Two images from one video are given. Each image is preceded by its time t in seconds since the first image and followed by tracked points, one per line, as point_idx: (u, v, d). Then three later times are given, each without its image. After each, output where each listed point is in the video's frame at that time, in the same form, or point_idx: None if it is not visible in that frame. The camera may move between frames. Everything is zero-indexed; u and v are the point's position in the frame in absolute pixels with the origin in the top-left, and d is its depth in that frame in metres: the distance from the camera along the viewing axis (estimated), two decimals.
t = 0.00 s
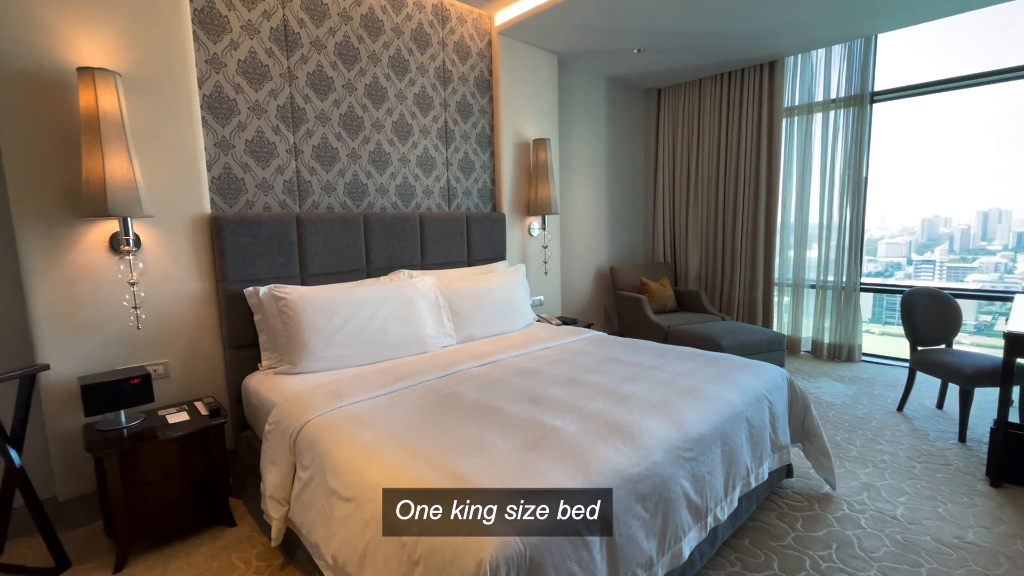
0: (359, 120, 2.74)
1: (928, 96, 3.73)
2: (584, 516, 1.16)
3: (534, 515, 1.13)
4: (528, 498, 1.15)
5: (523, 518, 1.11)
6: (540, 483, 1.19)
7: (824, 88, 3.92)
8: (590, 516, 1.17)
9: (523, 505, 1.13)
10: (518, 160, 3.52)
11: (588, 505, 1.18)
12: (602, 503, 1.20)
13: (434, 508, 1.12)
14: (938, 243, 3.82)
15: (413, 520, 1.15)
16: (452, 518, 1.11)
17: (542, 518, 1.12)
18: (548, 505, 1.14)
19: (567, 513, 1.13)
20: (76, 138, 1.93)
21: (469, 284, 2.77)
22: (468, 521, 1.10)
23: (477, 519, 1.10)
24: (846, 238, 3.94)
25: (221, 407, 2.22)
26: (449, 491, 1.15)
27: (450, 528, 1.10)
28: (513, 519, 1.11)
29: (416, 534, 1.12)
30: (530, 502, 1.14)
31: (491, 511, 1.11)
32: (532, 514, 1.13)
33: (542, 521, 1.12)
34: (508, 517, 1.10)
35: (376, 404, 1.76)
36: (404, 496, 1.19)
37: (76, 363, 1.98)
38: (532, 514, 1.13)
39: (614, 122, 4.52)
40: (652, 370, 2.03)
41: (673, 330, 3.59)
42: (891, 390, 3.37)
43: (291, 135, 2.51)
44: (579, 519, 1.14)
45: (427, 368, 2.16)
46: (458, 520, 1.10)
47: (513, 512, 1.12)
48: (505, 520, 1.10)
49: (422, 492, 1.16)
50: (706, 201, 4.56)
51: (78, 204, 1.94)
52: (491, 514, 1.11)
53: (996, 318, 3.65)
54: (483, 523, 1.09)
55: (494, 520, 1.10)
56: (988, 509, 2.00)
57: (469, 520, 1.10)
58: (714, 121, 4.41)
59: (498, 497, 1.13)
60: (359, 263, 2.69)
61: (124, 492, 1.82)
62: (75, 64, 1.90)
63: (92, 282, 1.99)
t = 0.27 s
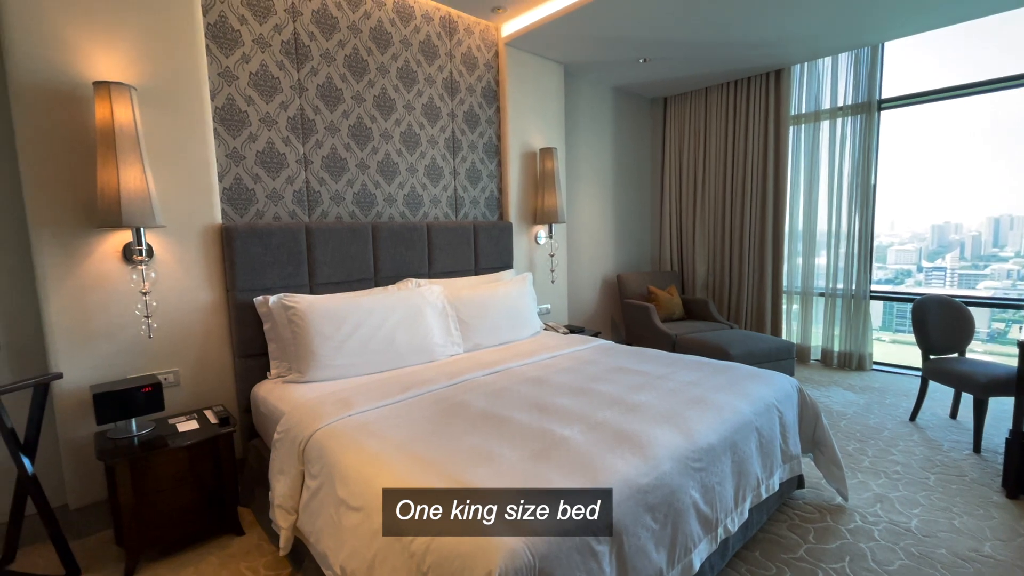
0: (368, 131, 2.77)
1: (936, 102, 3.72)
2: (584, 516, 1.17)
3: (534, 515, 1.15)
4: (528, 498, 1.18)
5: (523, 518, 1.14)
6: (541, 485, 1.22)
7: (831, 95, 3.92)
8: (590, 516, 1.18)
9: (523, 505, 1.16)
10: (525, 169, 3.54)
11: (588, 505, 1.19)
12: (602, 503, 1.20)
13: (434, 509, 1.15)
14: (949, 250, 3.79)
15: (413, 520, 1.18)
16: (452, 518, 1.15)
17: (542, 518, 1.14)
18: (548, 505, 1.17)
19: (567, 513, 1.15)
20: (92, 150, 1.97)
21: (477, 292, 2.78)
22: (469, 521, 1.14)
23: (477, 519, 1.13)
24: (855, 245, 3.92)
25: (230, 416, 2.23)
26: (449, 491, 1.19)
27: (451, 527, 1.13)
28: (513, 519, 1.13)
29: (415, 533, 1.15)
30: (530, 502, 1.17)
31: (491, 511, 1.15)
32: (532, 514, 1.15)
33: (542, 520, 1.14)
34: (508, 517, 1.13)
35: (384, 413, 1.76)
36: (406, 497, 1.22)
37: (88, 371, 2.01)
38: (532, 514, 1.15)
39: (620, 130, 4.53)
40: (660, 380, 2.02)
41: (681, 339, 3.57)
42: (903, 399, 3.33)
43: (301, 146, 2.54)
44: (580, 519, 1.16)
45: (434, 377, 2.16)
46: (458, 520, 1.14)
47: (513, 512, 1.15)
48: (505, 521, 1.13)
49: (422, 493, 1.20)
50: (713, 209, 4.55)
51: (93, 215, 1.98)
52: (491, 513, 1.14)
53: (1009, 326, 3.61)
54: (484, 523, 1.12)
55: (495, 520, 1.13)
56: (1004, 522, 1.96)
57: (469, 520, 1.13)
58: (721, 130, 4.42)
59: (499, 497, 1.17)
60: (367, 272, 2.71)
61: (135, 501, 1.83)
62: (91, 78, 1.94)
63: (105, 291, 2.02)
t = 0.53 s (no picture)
0: (377, 141, 2.80)
1: (946, 108, 3.69)
2: (584, 516, 1.18)
3: (534, 515, 1.17)
4: (528, 499, 1.21)
5: (523, 518, 1.16)
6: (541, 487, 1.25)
7: (839, 102, 3.90)
8: (591, 516, 1.18)
9: (523, 505, 1.19)
10: (533, 177, 3.55)
11: (588, 505, 1.21)
12: (602, 503, 1.21)
13: (435, 509, 1.19)
14: (961, 256, 3.75)
15: (412, 520, 1.21)
16: (452, 518, 1.19)
17: (541, 518, 1.17)
18: (548, 505, 1.20)
19: (567, 513, 1.18)
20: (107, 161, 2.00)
21: (485, 300, 2.79)
22: (469, 521, 1.17)
23: (477, 518, 1.17)
24: (867, 252, 3.88)
25: (240, 423, 2.25)
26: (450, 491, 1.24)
27: (451, 526, 1.16)
28: (513, 518, 1.16)
29: (413, 532, 1.18)
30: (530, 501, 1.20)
31: (491, 511, 1.18)
32: (532, 514, 1.18)
33: (543, 520, 1.16)
34: (508, 517, 1.16)
35: (393, 421, 1.76)
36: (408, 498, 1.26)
37: (102, 379, 2.03)
38: (532, 514, 1.17)
39: (628, 138, 4.54)
40: (670, 388, 2.00)
41: (690, 347, 3.54)
42: (917, 408, 3.28)
43: (311, 156, 2.57)
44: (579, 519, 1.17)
45: (443, 385, 2.16)
46: (458, 520, 1.18)
47: (513, 512, 1.18)
48: (505, 521, 1.16)
49: (422, 493, 1.24)
50: (722, 216, 4.53)
51: (108, 225, 2.01)
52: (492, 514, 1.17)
53: None
54: (484, 523, 1.16)
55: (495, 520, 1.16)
56: None
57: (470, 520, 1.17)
58: (728, 137, 4.41)
59: (499, 497, 1.20)
60: (376, 281, 2.73)
61: (146, 508, 1.84)
62: (107, 91, 1.98)
63: (119, 300, 2.05)
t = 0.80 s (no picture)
0: (387, 149, 2.83)
1: (959, 112, 3.65)
2: (585, 516, 1.19)
3: (535, 515, 1.20)
4: (528, 499, 1.24)
5: (523, 518, 1.19)
6: (541, 489, 1.28)
7: (850, 107, 3.88)
8: (591, 516, 1.19)
9: (523, 505, 1.23)
10: (541, 184, 3.56)
11: (588, 505, 1.22)
12: (602, 503, 1.23)
13: (435, 509, 1.23)
14: (976, 261, 3.70)
15: (412, 520, 1.25)
16: (452, 518, 1.22)
17: (542, 518, 1.19)
18: (548, 506, 1.23)
19: (567, 513, 1.20)
20: (123, 171, 2.03)
21: (493, 307, 2.79)
22: (469, 520, 1.21)
23: (477, 518, 1.20)
24: (879, 257, 3.83)
25: (250, 430, 2.26)
26: (450, 491, 1.28)
27: (451, 525, 1.20)
28: (512, 518, 1.20)
29: (413, 531, 1.21)
30: (530, 501, 1.24)
31: (491, 511, 1.22)
32: (532, 514, 1.21)
33: (542, 519, 1.19)
34: (508, 517, 1.20)
35: (402, 428, 1.76)
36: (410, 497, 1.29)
37: (115, 386, 2.05)
38: (532, 514, 1.20)
39: (636, 144, 4.54)
40: (681, 396, 1.98)
41: (701, 354, 3.51)
42: (934, 416, 3.22)
43: (322, 165, 2.59)
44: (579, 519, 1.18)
45: (452, 393, 2.16)
46: (458, 519, 1.21)
47: (513, 512, 1.21)
48: (505, 521, 1.19)
49: (422, 494, 1.28)
50: (731, 222, 4.51)
51: (123, 234, 2.04)
52: (492, 514, 1.21)
53: None
54: (484, 523, 1.19)
55: (495, 520, 1.19)
56: None
57: (470, 520, 1.20)
58: (738, 143, 4.40)
59: (499, 498, 1.24)
60: (385, 288, 2.74)
61: (157, 514, 1.86)
62: (123, 103, 2.02)
63: (132, 307, 2.07)
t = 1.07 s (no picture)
0: (397, 157, 2.85)
1: (974, 115, 3.60)
2: (585, 516, 1.22)
3: (535, 515, 1.23)
4: (528, 500, 1.28)
5: (522, 518, 1.23)
6: (541, 492, 1.31)
7: (863, 111, 3.84)
8: (591, 515, 1.22)
9: (523, 505, 1.26)
10: (550, 190, 3.56)
11: (587, 505, 1.25)
12: (601, 504, 1.25)
13: (435, 508, 1.28)
14: (994, 265, 3.63)
15: (412, 519, 1.29)
16: (452, 517, 1.26)
17: (542, 518, 1.23)
18: (548, 505, 1.25)
19: (567, 512, 1.22)
20: (139, 180, 2.07)
21: (503, 313, 2.78)
22: (469, 519, 1.24)
23: (478, 517, 1.24)
24: (894, 262, 3.78)
25: (262, 436, 2.27)
26: (450, 492, 1.33)
27: (452, 524, 1.23)
28: (512, 517, 1.23)
29: (415, 531, 1.25)
30: (530, 502, 1.27)
31: (491, 511, 1.25)
32: (532, 514, 1.24)
33: (543, 519, 1.21)
34: (508, 517, 1.23)
35: (413, 435, 1.76)
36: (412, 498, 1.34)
37: (130, 392, 2.08)
38: (532, 514, 1.24)
39: (645, 150, 4.53)
40: (693, 404, 1.96)
41: (712, 360, 3.48)
42: (953, 425, 3.15)
43: (333, 172, 2.62)
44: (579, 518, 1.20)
45: (462, 399, 2.15)
46: (458, 519, 1.25)
47: (513, 512, 1.25)
48: (505, 520, 1.22)
49: (422, 494, 1.33)
50: (743, 227, 4.47)
51: (138, 241, 2.07)
52: (491, 514, 1.24)
53: None
54: (484, 522, 1.22)
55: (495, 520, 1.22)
56: None
57: (470, 519, 1.24)
58: (748, 148, 4.37)
59: (498, 499, 1.28)
60: (395, 294, 2.75)
61: (170, 520, 1.87)
62: (140, 113, 2.06)
63: (147, 314, 2.10)
